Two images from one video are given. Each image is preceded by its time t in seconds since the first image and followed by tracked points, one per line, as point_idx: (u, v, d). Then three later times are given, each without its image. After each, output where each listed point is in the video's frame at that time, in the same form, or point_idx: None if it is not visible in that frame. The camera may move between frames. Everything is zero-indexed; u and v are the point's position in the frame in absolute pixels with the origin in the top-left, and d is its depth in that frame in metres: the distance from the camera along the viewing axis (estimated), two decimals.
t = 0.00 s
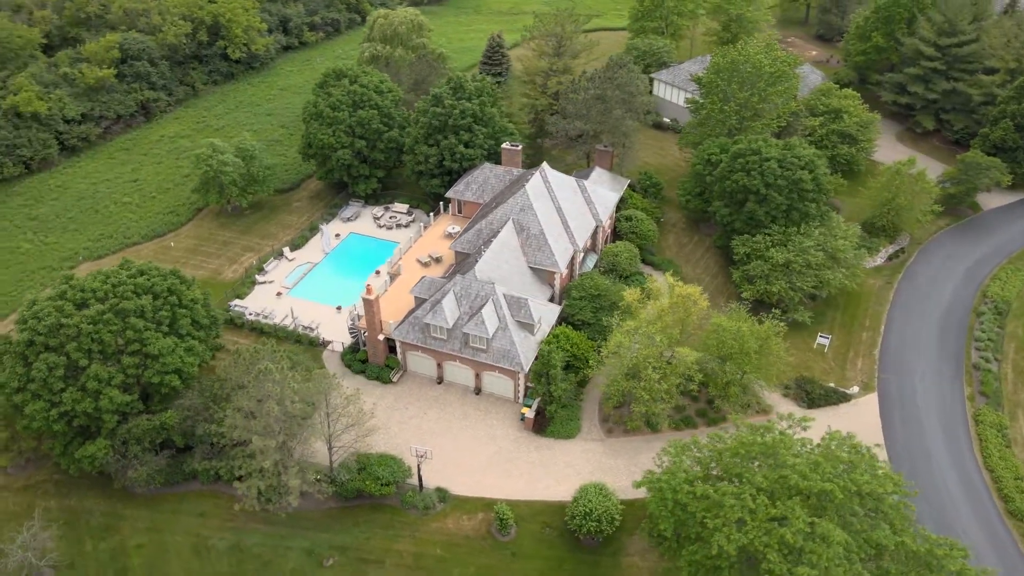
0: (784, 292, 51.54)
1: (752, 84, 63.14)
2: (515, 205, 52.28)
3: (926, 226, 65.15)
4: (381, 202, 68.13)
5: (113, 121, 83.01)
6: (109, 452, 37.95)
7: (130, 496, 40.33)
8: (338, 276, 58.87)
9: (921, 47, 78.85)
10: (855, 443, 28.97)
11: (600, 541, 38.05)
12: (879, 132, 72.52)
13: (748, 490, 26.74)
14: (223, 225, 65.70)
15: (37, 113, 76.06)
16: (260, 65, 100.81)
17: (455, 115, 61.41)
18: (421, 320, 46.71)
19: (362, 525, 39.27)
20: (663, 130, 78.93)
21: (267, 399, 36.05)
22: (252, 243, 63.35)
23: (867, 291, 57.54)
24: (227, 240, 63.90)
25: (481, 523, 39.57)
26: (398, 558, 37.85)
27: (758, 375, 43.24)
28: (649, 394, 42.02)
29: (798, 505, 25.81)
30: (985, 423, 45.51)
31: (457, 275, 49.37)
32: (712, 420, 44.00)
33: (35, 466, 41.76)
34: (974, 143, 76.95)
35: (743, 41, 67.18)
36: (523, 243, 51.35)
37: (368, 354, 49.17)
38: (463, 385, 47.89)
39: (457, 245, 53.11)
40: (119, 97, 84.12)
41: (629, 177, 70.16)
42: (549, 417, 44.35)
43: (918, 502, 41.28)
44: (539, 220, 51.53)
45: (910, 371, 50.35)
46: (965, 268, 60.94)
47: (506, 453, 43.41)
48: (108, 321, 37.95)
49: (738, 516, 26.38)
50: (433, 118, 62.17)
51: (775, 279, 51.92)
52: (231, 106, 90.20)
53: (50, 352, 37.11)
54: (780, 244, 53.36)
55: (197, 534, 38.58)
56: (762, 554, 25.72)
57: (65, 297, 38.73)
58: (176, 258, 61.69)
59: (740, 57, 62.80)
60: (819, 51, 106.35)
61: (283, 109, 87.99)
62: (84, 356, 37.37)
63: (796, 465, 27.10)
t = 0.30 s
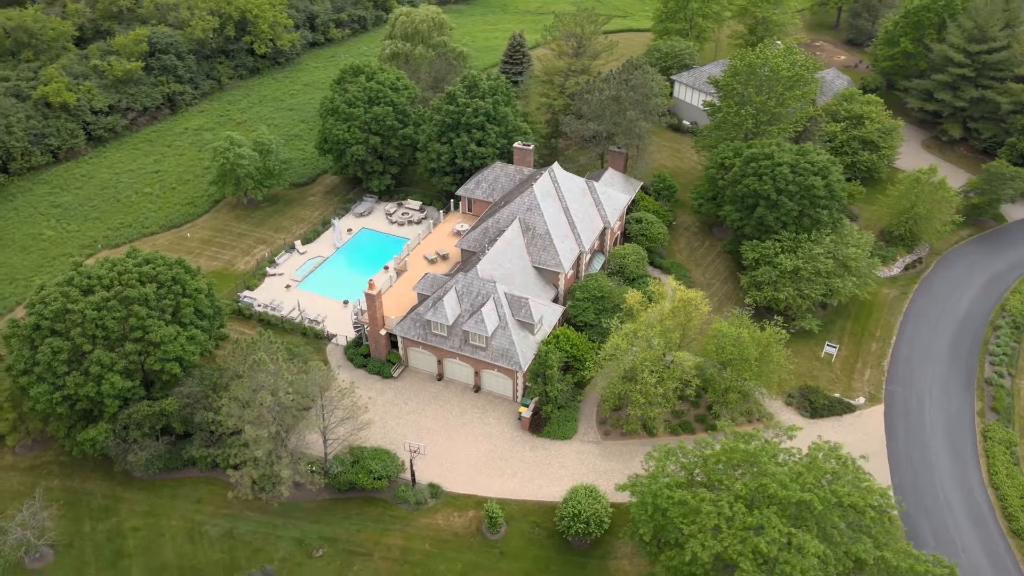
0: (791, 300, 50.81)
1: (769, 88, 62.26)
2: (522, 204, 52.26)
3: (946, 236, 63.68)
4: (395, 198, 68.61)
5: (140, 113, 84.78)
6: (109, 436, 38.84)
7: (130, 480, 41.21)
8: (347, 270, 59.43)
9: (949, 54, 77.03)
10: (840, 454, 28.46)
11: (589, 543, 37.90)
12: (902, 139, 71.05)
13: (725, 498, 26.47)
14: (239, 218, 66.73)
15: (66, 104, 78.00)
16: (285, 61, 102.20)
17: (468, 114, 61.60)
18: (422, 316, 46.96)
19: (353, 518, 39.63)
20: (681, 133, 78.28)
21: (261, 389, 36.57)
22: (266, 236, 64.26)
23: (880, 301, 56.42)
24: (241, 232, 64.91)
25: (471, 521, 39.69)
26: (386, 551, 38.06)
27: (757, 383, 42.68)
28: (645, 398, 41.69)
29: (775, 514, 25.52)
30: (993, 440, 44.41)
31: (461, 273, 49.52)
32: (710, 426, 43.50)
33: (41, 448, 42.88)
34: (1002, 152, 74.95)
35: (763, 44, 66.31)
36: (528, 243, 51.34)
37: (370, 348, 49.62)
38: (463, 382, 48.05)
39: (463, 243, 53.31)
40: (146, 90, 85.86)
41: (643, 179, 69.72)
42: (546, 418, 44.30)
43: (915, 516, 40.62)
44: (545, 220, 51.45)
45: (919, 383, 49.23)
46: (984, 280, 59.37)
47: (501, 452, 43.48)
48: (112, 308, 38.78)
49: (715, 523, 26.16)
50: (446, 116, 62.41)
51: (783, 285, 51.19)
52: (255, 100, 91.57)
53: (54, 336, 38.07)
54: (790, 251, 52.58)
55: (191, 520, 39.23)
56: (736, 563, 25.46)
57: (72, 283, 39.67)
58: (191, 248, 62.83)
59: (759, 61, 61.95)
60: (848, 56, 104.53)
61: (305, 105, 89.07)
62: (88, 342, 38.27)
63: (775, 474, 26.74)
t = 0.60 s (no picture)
0: (799, 307, 50.01)
1: (787, 91, 61.28)
2: (529, 203, 52.26)
3: (966, 248, 62.09)
4: (409, 195, 69.07)
5: (167, 105, 86.53)
6: (111, 420, 39.75)
7: (131, 463, 42.13)
8: (357, 265, 59.97)
9: (980, 60, 75.02)
10: (823, 466, 27.94)
11: (577, 544, 37.75)
12: (926, 147, 69.41)
13: (699, 505, 26.20)
14: (255, 210, 67.78)
15: (94, 95, 79.92)
16: (311, 56, 103.46)
17: (481, 112, 61.80)
18: (424, 312, 47.21)
19: (345, 509, 40.03)
20: (700, 136, 77.54)
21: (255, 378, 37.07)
22: (280, 228, 65.17)
23: (893, 312, 55.28)
24: (256, 224, 65.93)
25: (460, 517, 39.81)
26: (375, 544, 38.34)
27: (756, 390, 42.10)
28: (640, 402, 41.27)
29: (748, 523, 25.19)
30: (1000, 458, 43.26)
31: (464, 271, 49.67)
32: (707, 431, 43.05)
33: (49, 429, 44.04)
34: None
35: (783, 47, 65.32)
36: (533, 242, 51.30)
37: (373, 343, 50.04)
38: (463, 380, 48.19)
39: (469, 241, 53.47)
40: (173, 83, 87.58)
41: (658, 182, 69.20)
42: (542, 418, 44.23)
43: (912, 529, 39.95)
44: (551, 220, 51.33)
45: (927, 397, 48.14)
46: (1004, 294, 57.76)
47: (495, 450, 43.56)
48: (117, 294, 39.68)
49: (689, 529, 25.88)
50: (461, 114, 62.67)
51: (790, 292, 50.42)
52: (279, 95, 92.87)
53: (60, 321, 39.08)
54: (799, 257, 51.76)
55: (187, 505, 39.95)
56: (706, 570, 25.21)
57: (79, 270, 40.67)
58: (207, 238, 64.00)
59: (777, 64, 61.06)
60: (878, 61, 102.44)
61: (328, 100, 90.11)
62: (92, 327, 39.21)
63: (752, 482, 26.38)
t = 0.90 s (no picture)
0: (806, 314, 49.25)
1: (804, 95, 60.33)
2: (536, 203, 52.23)
3: (987, 259, 60.59)
4: (422, 192, 69.43)
5: (191, 98, 88.08)
6: (114, 405, 40.62)
7: (133, 448, 42.99)
8: (366, 261, 60.42)
9: (1009, 67, 73.09)
10: (806, 475, 27.51)
11: (565, 545, 37.64)
12: (949, 155, 67.85)
13: (675, 510, 25.99)
14: (270, 203, 68.71)
15: (121, 87, 81.64)
16: (336, 53, 104.45)
17: (494, 111, 61.94)
18: (426, 309, 47.41)
19: (338, 501, 40.42)
20: (718, 139, 76.91)
21: (251, 369, 37.60)
22: (294, 222, 65.96)
23: (905, 323, 54.18)
24: (271, 217, 66.82)
25: (452, 514, 39.93)
26: (365, 537, 38.65)
27: (754, 397, 41.58)
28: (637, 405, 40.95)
29: (722, 529, 24.99)
30: (1007, 475, 42.20)
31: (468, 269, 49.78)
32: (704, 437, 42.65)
33: (57, 412, 45.12)
34: None
35: (803, 51, 64.34)
36: (539, 242, 51.24)
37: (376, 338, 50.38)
38: (464, 377, 48.30)
39: (475, 239, 53.59)
40: (199, 77, 89.10)
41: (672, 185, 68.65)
42: (539, 418, 44.17)
43: (910, 545, 39.14)
44: (557, 220, 51.22)
45: (935, 410, 47.11)
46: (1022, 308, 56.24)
47: (491, 448, 43.62)
48: (123, 282, 40.54)
49: (664, 535, 25.70)
50: (474, 113, 62.86)
51: (798, 299, 49.69)
52: (302, 90, 93.98)
53: (68, 306, 40.05)
54: (808, 264, 50.99)
55: (185, 491, 40.65)
56: None
57: (88, 257, 41.64)
58: (222, 230, 65.04)
59: (795, 68, 60.17)
60: (908, 67, 100.35)
61: (349, 96, 90.94)
62: (98, 314, 40.12)
63: (729, 490, 26.10)
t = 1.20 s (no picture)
0: (812, 323, 48.46)
1: (822, 100, 59.32)
2: (543, 203, 52.23)
3: (1008, 273, 58.96)
4: (436, 189, 69.79)
5: (217, 92, 89.64)
6: (118, 390, 41.56)
7: (137, 433, 43.94)
8: (376, 256, 60.94)
9: None
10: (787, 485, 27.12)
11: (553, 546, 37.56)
12: (974, 164, 66.14)
13: (648, 514, 25.83)
14: (287, 197, 69.66)
15: (149, 79, 83.38)
16: (361, 50, 105.37)
17: (508, 110, 62.09)
18: (428, 305, 47.66)
19: (331, 493, 40.86)
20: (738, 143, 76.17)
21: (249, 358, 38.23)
22: (308, 216, 66.79)
23: (918, 335, 53.00)
24: (286, 210, 67.74)
25: (443, 510, 40.08)
26: (356, 529, 39.00)
27: (752, 404, 41.09)
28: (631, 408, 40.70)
29: (694, 536, 24.76)
30: (1013, 494, 41.08)
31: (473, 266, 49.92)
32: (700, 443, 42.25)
33: (67, 394, 46.32)
34: None
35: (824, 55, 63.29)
36: (544, 242, 51.18)
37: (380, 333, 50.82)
38: (464, 375, 48.44)
39: (482, 237, 53.75)
40: (225, 71, 90.64)
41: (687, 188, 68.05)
42: (535, 417, 44.10)
43: (907, 561, 38.37)
44: (564, 220, 51.10)
45: (943, 425, 46.05)
46: None
47: (486, 446, 43.67)
48: (130, 270, 41.49)
49: (636, 539, 25.56)
50: (488, 111, 63.05)
51: (805, 307, 48.93)
52: (326, 86, 95.05)
53: (76, 292, 41.13)
54: (817, 272, 50.21)
55: (183, 476, 41.44)
56: None
57: (98, 245, 42.69)
58: (239, 222, 66.11)
59: (813, 72, 59.20)
60: (940, 73, 98.03)
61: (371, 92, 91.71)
62: (105, 300, 41.11)
63: (704, 496, 25.83)
